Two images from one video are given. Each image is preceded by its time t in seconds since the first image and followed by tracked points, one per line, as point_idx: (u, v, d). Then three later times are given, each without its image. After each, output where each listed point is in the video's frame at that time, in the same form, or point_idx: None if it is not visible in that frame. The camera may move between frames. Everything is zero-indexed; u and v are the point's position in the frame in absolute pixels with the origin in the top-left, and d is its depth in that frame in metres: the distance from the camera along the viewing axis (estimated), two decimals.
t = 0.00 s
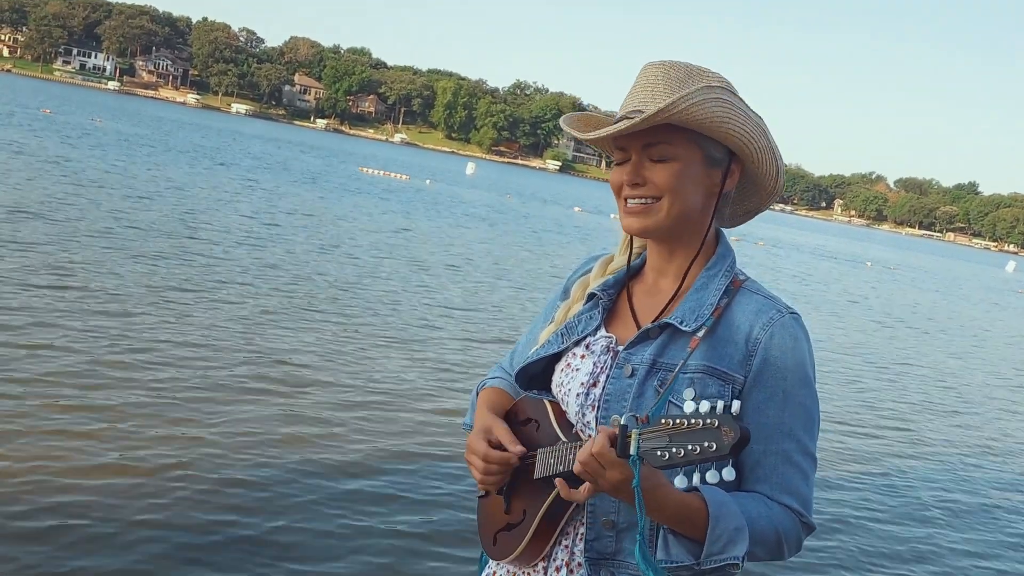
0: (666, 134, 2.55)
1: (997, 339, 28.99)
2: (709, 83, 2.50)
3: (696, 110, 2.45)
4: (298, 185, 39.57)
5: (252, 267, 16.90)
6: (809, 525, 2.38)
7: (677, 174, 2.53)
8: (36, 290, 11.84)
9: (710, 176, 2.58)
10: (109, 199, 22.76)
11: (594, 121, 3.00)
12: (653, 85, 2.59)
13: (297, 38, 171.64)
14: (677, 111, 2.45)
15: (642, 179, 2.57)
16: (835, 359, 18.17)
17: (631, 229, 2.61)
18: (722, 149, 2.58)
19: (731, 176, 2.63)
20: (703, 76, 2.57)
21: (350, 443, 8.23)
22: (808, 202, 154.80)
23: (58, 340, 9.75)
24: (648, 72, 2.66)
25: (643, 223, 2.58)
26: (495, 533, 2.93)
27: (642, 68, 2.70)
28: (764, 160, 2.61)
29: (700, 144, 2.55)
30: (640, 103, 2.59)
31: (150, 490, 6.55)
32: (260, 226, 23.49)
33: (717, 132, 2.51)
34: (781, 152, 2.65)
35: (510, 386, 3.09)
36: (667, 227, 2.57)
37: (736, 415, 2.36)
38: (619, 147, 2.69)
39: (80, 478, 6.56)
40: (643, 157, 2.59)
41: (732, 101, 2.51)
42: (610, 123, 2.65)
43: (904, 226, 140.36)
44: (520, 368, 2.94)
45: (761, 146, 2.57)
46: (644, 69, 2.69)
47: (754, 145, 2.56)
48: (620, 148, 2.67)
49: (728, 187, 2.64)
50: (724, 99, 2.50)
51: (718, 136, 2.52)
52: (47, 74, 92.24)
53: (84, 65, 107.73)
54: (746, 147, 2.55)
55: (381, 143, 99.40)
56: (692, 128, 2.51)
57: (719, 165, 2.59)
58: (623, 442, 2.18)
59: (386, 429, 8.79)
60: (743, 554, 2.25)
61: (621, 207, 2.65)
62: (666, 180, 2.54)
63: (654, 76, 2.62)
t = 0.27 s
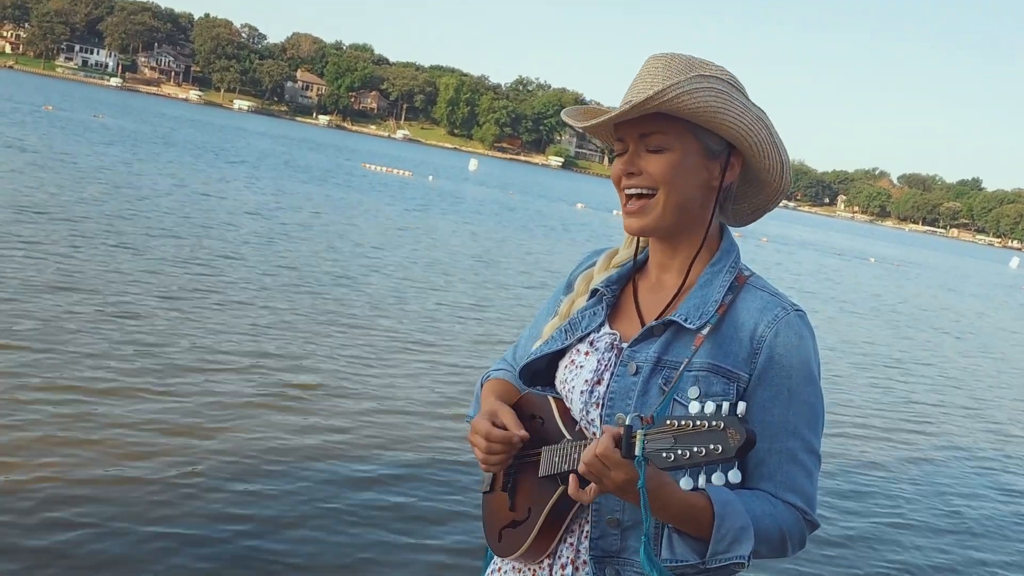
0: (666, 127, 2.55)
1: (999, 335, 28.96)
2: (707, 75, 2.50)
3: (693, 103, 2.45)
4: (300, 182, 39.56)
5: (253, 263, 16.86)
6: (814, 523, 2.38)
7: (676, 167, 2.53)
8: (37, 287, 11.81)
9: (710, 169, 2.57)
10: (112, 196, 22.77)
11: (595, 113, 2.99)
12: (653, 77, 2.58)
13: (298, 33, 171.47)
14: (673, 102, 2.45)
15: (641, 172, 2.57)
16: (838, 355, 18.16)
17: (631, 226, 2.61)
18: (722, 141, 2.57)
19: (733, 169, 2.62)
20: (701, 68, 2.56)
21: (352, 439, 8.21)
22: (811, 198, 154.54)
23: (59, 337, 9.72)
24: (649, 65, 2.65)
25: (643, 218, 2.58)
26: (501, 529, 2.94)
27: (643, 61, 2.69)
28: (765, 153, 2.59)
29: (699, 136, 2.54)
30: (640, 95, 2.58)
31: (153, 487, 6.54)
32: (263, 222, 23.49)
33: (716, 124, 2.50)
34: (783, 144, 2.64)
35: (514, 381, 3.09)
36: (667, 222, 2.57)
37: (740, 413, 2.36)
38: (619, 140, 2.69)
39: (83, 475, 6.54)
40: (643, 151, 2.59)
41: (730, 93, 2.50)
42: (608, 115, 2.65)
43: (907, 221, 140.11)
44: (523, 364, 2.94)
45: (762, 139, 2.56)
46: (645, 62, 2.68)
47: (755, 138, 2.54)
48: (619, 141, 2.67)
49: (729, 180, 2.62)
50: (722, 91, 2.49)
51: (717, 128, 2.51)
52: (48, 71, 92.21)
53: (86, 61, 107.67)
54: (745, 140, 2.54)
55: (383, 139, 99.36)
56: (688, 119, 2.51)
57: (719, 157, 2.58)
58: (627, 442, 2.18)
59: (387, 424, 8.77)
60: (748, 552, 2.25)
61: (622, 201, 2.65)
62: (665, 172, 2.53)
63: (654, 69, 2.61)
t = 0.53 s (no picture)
0: (674, 123, 2.55)
1: (1002, 331, 28.94)
2: (716, 71, 2.49)
3: (702, 97, 2.45)
4: (302, 178, 39.57)
5: (256, 261, 16.85)
6: (820, 517, 2.37)
7: (683, 162, 2.53)
8: (39, 285, 11.79)
9: (718, 165, 2.57)
10: (115, 193, 22.80)
11: (602, 108, 2.99)
12: (661, 72, 2.58)
13: (299, 30, 171.38)
14: (682, 97, 2.45)
15: (649, 168, 2.57)
16: (841, 351, 18.15)
17: (639, 221, 2.61)
18: (730, 137, 2.57)
19: (739, 166, 2.62)
20: (709, 64, 2.56)
21: (355, 437, 8.20)
22: (813, 194, 154.38)
23: (61, 336, 9.71)
24: (656, 60, 2.65)
25: (650, 213, 2.58)
26: (506, 526, 2.93)
27: (652, 56, 2.69)
28: (773, 148, 2.59)
29: (707, 131, 2.54)
30: (647, 91, 2.58)
31: (157, 486, 6.52)
32: (265, 220, 23.50)
33: (724, 120, 2.50)
34: (790, 139, 2.63)
35: (519, 377, 3.09)
36: (674, 218, 2.57)
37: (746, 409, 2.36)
38: (626, 135, 2.68)
39: (86, 474, 6.54)
40: (651, 146, 2.59)
41: (739, 88, 2.50)
42: (616, 110, 2.64)
43: (909, 218, 139.93)
44: (529, 361, 2.93)
45: (770, 134, 2.56)
46: (653, 57, 2.68)
47: (763, 134, 2.54)
48: (627, 136, 2.67)
49: (736, 176, 2.62)
50: (731, 87, 2.49)
51: (725, 125, 2.51)
52: (51, 68, 92.24)
53: (88, 58, 107.67)
54: (753, 136, 2.54)
55: (385, 136, 99.32)
56: (698, 115, 2.50)
57: (727, 154, 2.58)
58: (632, 438, 2.18)
59: (389, 421, 8.76)
60: (754, 548, 2.25)
61: (629, 197, 2.65)
62: (673, 168, 2.53)
63: (662, 64, 2.61)
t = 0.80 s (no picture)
0: (679, 119, 2.55)
1: (1004, 328, 28.93)
2: (722, 68, 2.49)
3: (708, 94, 2.45)
4: (303, 176, 39.57)
5: (258, 258, 16.83)
6: (824, 514, 2.38)
7: (689, 160, 2.53)
8: (42, 284, 11.77)
9: (723, 162, 2.57)
10: (116, 190, 22.80)
11: (607, 105, 2.99)
12: (666, 69, 2.58)
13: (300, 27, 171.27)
14: (688, 93, 2.45)
15: (654, 165, 2.57)
16: (843, 349, 18.14)
17: (644, 218, 2.61)
18: (735, 134, 2.57)
19: (744, 163, 2.62)
20: (714, 61, 2.56)
21: (358, 436, 8.19)
22: (814, 191, 154.30)
23: (63, 335, 9.70)
24: (662, 57, 2.65)
25: (655, 210, 2.58)
26: (512, 523, 2.94)
27: (656, 53, 2.69)
28: (778, 144, 2.59)
29: (712, 128, 2.54)
30: (653, 88, 2.58)
31: (161, 486, 6.52)
32: (266, 217, 23.50)
33: (729, 117, 2.50)
34: (794, 136, 2.63)
35: (524, 374, 3.09)
36: (679, 215, 2.57)
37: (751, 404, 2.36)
38: (631, 132, 2.69)
39: (90, 473, 6.53)
40: (656, 143, 2.59)
41: (744, 85, 2.50)
42: (622, 107, 2.65)
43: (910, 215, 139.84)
44: (533, 358, 2.94)
45: (775, 131, 2.56)
46: (658, 54, 2.68)
47: (768, 131, 2.54)
48: (632, 133, 2.67)
49: (741, 173, 2.62)
50: (737, 83, 2.49)
51: (731, 121, 2.51)
52: (52, 65, 92.22)
53: (88, 55, 107.65)
54: (759, 133, 2.54)
55: (386, 133, 99.26)
56: (704, 112, 2.50)
57: (732, 150, 2.58)
58: (638, 434, 2.18)
59: (392, 419, 8.75)
60: (759, 543, 2.26)
61: (635, 194, 2.65)
62: (678, 165, 2.53)
63: (667, 61, 2.61)
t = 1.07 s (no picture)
0: (685, 116, 2.54)
1: (1004, 326, 28.93)
2: (728, 65, 2.49)
3: (715, 91, 2.45)
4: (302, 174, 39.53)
5: (257, 257, 16.81)
6: (830, 511, 2.37)
7: (693, 157, 2.52)
8: (40, 282, 11.74)
9: (728, 159, 2.57)
10: (114, 188, 22.76)
11: (613, 102, 2.98)
12: (672, 66, 2.57)
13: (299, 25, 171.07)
14: (694, 90, 2.45)
15: (660, 162, 2.56)
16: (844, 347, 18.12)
17: (650, 214, 2.60)
18: (741, 132, 2.57)
19: (750, 161, 2.61)
20: (720, 57, 2.55)
21: (359, 435, 8.17)
22: (813, 189, 154.34)
23: (63, 333, 9.68)
24: (668, 54, 2.64)
25: (661, 207, 2.57)
26: (516, 522, 2.93)
27: (663, 50, 2.69)
28: (784, 142, 2.58)
29: (718, 125, 2.54)
30: (659, 85, 2.58)
31: (162, 484, 6.50)
32: (266, 215, 23.47)
33: (735, 114, 2.49)
34: (799, 135, 2.63)
35: (528, 372, 3.08)
36: (684, 213, 2.57)
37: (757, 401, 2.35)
38: (636, 129, 2.68)
39: (92, 471, 6.52)
40: (662, 140, 2.58)
41: (751, 81, 2.49)
42: (628, 103, 2.64)
43: (909, 213, 139.90)
44: (539, 355, 2.93)
45: (780, 129, 2.55)
46: (664, 51, 2.68)
47: (774, 128, 2.53)
48: (638, 130, 2.66)
49: (746, 170, 2.62)
50: (742, 81, 2.49)
51: (737, 118, 2.51)
52: (50, 63, 92.08)
53: (87, 53, 107.53)
54: (765, 130, 2.53)
55: (385, 131, 99.16)
56: (710, 109, 2.50)
57: (738, 148, 2.58)
58: (643, 430, 2.18)
59: (393, 419, 8.75)
60: (765, 540, 2.25)
61: (641, 190, 2.64)
62: (684, 162, 2.52)
63: (673, 58, 2.60)
